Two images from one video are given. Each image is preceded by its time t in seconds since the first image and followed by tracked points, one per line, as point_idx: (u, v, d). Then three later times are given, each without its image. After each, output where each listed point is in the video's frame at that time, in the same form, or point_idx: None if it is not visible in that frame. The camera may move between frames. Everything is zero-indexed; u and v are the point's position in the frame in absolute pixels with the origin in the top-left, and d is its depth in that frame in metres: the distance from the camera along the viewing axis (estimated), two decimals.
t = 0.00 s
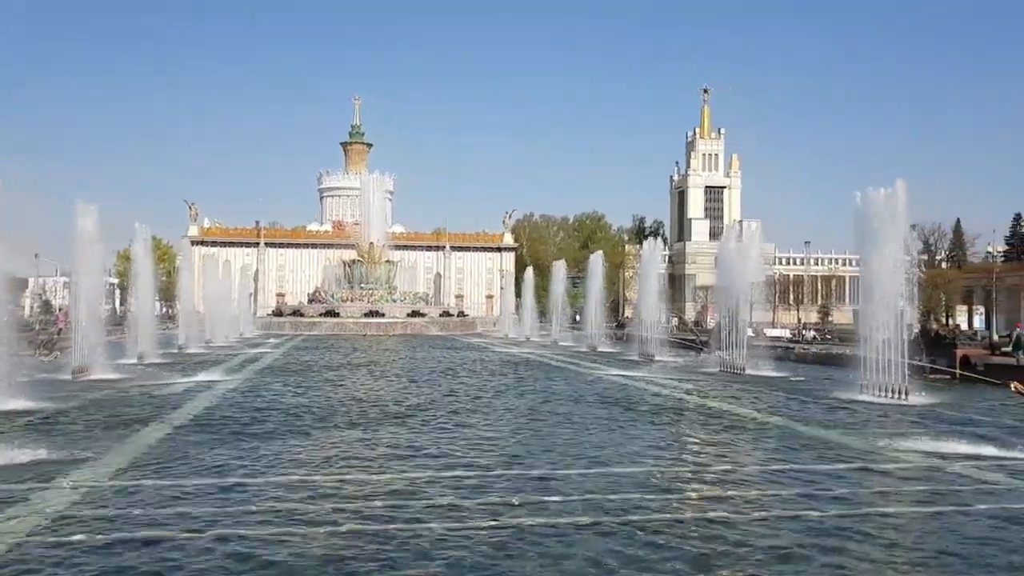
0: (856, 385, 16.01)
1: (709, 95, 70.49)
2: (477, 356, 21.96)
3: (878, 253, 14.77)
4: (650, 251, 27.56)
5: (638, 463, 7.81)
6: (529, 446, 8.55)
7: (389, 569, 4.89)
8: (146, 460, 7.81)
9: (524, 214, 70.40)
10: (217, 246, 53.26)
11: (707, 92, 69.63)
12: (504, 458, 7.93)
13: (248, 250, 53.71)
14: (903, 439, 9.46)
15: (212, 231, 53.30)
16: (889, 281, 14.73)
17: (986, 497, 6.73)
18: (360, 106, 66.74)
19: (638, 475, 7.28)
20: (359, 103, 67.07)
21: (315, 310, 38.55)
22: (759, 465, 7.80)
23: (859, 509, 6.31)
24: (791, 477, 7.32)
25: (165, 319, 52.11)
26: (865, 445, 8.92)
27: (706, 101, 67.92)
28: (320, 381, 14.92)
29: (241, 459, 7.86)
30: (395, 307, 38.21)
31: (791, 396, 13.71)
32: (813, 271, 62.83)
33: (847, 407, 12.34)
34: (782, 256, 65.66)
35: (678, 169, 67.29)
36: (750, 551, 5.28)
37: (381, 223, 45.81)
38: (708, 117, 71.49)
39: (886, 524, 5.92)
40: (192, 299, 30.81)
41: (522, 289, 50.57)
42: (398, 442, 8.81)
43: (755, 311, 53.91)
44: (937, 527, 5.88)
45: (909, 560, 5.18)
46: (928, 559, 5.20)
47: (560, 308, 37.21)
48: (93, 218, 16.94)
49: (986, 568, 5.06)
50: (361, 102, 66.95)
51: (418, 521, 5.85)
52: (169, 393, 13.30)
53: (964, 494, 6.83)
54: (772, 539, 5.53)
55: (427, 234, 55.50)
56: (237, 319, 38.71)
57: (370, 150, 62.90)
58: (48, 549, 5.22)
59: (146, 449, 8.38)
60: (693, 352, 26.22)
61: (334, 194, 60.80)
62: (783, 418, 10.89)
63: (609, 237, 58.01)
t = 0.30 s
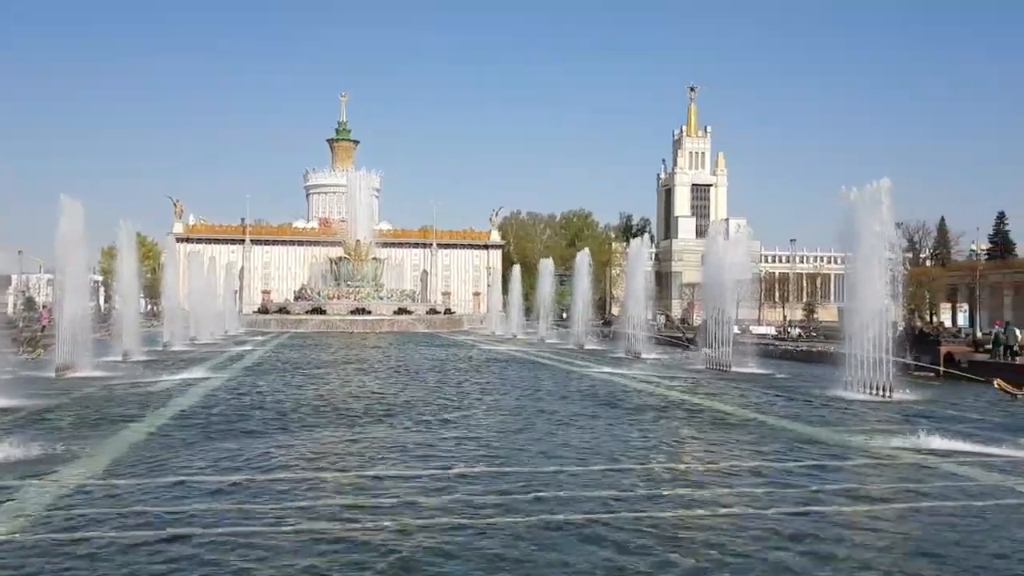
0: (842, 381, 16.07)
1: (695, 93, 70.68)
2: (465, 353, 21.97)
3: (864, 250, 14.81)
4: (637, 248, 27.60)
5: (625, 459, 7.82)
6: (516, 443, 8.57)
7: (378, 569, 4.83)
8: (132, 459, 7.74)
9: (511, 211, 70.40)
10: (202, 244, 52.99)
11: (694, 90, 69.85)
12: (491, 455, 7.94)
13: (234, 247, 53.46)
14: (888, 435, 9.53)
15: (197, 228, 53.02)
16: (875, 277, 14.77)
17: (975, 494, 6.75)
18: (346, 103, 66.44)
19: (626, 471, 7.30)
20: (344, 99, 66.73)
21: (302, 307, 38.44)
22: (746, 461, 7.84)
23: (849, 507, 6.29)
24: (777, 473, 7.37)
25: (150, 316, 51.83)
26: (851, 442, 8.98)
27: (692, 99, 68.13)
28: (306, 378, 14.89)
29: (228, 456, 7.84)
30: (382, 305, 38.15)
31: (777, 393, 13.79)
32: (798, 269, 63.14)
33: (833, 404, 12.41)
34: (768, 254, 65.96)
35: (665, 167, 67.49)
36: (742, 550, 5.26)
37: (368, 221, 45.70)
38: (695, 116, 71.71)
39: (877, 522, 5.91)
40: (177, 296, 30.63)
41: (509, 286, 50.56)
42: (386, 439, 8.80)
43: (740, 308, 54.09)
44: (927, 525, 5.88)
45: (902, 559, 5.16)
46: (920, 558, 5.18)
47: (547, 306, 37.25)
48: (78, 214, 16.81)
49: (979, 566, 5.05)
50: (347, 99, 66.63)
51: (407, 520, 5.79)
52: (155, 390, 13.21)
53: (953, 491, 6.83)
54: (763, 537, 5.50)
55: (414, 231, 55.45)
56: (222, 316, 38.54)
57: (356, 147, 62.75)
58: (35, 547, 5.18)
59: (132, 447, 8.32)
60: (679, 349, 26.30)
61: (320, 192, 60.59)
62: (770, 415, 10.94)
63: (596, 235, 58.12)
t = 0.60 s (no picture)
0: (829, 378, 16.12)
1: (683, 91, 70.79)
2: (453, 350, 21.97)
3: (852, 246, 14.85)
4: (625, 245, 27.64)
5: (613, 457, 7.82)
6: (505, 440, 8.57)
7: (364, 567, 4.82)
8: (119, 457, 7.69)
9: (499, 208, 70.41)
10: (189, 241, 52.77)
11: (682, 88, 70.01)
12: (479, 453, 7.93)
13: (221, 244, 53.23)
14: (874, 432, 9.57)
15: (184, 225, 52.78)
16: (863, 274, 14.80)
17: (959, 492, 6.79)
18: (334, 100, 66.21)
19: (614, 469, 7.30)
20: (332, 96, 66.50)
21: (289, 305, 38.32)
22: (734, 459, 7.86)
23: (835, 504, 6.31)
24: (765, 470, 7.39)
25: (137, 314, 51.58)
26: (838, 439, 9.02)
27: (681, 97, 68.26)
28: (294, 376, 14.84)
29: (215, 455, 7.79)
30: (370, 302, 38.10)
31: (765, 390, 13.83)
32: (786, 266, 63.40)
33: (820, 401, 12.47)
34: (755, 251, 66.19)
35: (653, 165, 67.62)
36: (730, 547, 5.26)
37: (356, 218, 45.59)
38: (683, 113, 71.87)
39: (862, 519, 5.94)
40: (164, 294, 30.48)
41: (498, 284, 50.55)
42: (374, 437, 8.78)
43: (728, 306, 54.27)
44: (912, 522, 5.89)
45: (886, 556, 5.18)
46: (903, 554, 5.21)
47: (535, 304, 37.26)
48: (63, 211, 16.68)
49: (963, 564, 5.08)
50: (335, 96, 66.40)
51: (395, 518, 5.77)
52: (141, 388, 13.13)
53: (938, 489, 6.86)
54: (751, 535, 5.51)
55: (402, 229, 55.38)
56: (209, 313, 38.39)
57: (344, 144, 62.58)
58: (19, 546, 5.13)
59: (118, 445, 8.26)
60: (667, 347, 26.36)
61: (308, 188, 60.39)
62: (757, 413, 10.97)
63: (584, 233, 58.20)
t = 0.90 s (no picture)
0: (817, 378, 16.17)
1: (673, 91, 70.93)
2: (444, 350, 21.94)
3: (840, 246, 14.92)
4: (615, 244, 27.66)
5: (603, 457, 7.82)
6: (494, 440, 8.55)
7: (351, 567, 4.80)
8: (106, 457, 7.64)
9: (489, 207, 70.35)
10: (178, 240, 52.55)
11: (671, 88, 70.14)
12: (468, 452, 7.92)
13: (210, 244, 53.02)
14: (862, 431, 9.60)
15: (172, 224, 52.55)
16: (851, 274, 14.86)
17: (946, 490, 6.81)
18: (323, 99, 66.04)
19: (603, 469, 7.30)
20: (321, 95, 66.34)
21: (278, 304, 38.21)
22: (724, 458, 7.87)
23: (823, 503, 6.32)
24: (754, 469, 7.40)
25: (125, 313, 51.33)
26: (826, 438, 9.06)
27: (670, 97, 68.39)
28: (283, 376, 14.78)
29: (202, 455, 7.75)
30: (359, 302, 38.03)
31: (754, 389, 13.87)
32: (774, 266, 63.60)
33: (808, 400, 12.51)
34: (745, 251, 66.38)
35: (643, 165, 67.74)
36: (719, 546, 5.27)
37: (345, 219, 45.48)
38: (672, 113, 72.01)
39: (855, 519, 5.94)
40: (152, 294, 30.32)
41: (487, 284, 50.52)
42: (363, 437, 8.75)
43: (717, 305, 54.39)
44: (904, 522, 5.90)
45: (875, 555, 5.19)
46: (890, 553, 5.23)
47: (525, 304, 37.25)
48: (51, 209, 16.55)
49: (953, 562, 5.09)
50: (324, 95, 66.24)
51: (381, 518, 5.74)
52: (128, 389, 13.05)
53: (925, 488, 6.89)
54: (739, 534, 5.52)
55: (392, 228, 55.32)
56: (198, 313, 38.23)
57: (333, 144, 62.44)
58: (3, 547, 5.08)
59: (105, 445, 8.21)
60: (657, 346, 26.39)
61: (297, 187, 60.20)
62: (746, 412, 11.00)
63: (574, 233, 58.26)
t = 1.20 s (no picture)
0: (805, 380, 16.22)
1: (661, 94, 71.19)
2: (433, 353, 21.93)
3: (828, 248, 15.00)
4: (604, 247, 27.67)
5: (593, 460, 7.83)
6: (485, 443, 8.55)
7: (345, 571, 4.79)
8: (95, 462, 7.58)
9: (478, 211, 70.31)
10: (165, 243, 52.26)
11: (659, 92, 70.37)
12: (460, 456, 7.92)
13: (198, 248, 52.80)
14: (851, 433, 9.66)
15: (160, 228, 52.27)
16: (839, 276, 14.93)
17: (934, 491, 6.86)
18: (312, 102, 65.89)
19: (595, 471, 7.31)
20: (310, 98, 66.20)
21: (267, 308, 38.08)
22: (715, 460, 7.89)
23: (814, 505, 6.36)
24: (745, 471, 7.43)
25: (112, 317, 51.01)
26: (815, 440, 9.10)
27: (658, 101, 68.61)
28: (272, 379, 14.73)
29: (192, 459, 7.71)
30: (349, 305, 37.95)
31: (743, 392, 13.91)
32: (762, 269, 63.87)
33: (796, 402, 12.56)
34: (733, 254, 66.64)
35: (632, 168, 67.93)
36: (713, 548, 5.29)
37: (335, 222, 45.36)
38: (660, 117, 72.24)
39: (846, 521, 5.97)
40: (140, 298, 30.13)
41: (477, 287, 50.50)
42: (354, 440, 8.73)
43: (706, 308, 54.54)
44: (895, 523, 5.94)
45: (867, 556, 5.23)
46: (882, 554, 5.26)
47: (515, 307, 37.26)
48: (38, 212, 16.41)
49: (937, 563, 5.14)
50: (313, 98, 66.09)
51: (374, 522, 5.74)
52: (116, 393, 12.95)
53: (914, 490, 6.94)
54: (733, 536, 5.54)
55: (381, 231, 55.27)
56: (186, 316, 38.05)
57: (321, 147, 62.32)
58: None
59: (94, 450, 8.14)
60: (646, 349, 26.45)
61: (286, 190, 60.04)
62: (735, 414, 11.03)
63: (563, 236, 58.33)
